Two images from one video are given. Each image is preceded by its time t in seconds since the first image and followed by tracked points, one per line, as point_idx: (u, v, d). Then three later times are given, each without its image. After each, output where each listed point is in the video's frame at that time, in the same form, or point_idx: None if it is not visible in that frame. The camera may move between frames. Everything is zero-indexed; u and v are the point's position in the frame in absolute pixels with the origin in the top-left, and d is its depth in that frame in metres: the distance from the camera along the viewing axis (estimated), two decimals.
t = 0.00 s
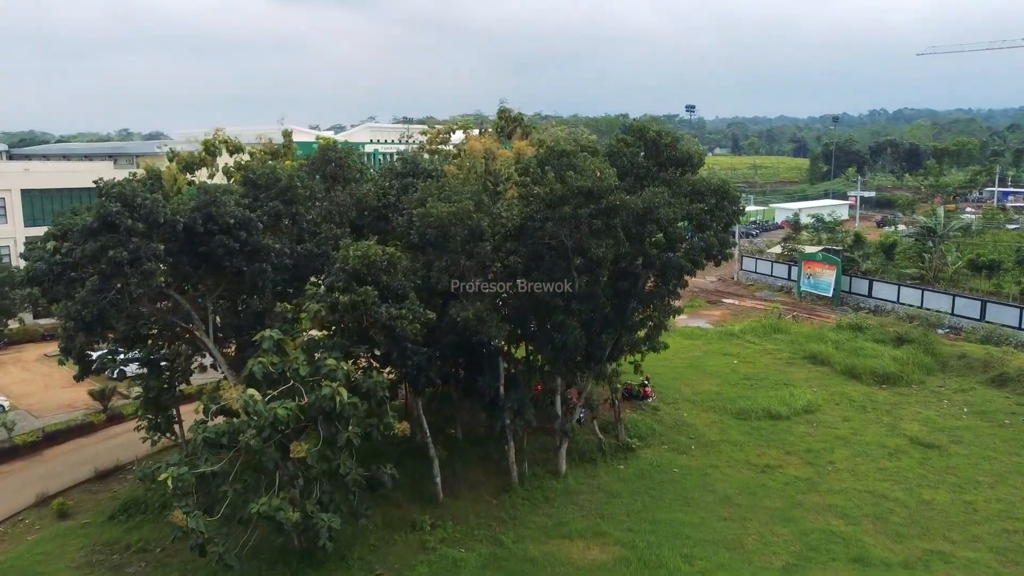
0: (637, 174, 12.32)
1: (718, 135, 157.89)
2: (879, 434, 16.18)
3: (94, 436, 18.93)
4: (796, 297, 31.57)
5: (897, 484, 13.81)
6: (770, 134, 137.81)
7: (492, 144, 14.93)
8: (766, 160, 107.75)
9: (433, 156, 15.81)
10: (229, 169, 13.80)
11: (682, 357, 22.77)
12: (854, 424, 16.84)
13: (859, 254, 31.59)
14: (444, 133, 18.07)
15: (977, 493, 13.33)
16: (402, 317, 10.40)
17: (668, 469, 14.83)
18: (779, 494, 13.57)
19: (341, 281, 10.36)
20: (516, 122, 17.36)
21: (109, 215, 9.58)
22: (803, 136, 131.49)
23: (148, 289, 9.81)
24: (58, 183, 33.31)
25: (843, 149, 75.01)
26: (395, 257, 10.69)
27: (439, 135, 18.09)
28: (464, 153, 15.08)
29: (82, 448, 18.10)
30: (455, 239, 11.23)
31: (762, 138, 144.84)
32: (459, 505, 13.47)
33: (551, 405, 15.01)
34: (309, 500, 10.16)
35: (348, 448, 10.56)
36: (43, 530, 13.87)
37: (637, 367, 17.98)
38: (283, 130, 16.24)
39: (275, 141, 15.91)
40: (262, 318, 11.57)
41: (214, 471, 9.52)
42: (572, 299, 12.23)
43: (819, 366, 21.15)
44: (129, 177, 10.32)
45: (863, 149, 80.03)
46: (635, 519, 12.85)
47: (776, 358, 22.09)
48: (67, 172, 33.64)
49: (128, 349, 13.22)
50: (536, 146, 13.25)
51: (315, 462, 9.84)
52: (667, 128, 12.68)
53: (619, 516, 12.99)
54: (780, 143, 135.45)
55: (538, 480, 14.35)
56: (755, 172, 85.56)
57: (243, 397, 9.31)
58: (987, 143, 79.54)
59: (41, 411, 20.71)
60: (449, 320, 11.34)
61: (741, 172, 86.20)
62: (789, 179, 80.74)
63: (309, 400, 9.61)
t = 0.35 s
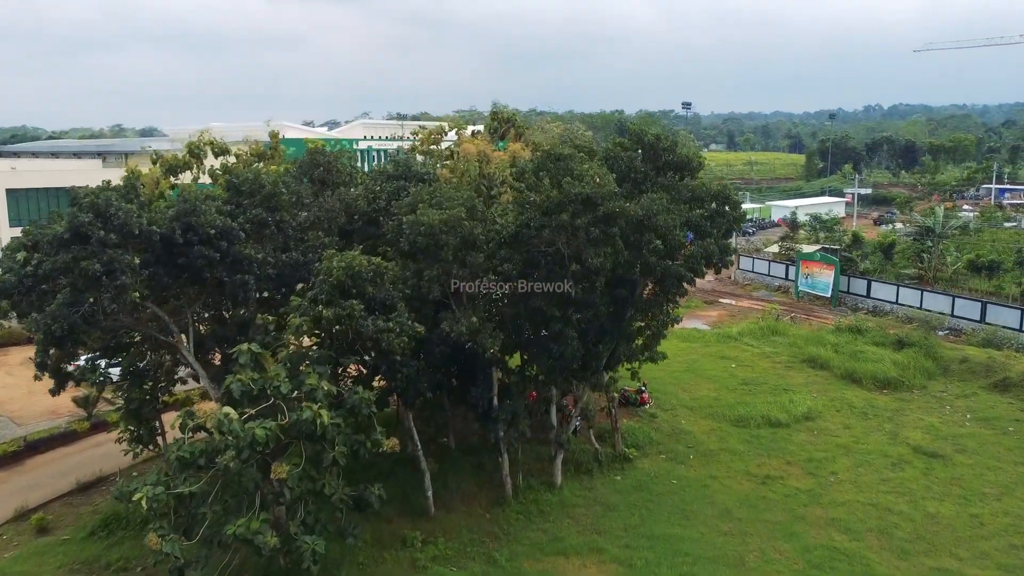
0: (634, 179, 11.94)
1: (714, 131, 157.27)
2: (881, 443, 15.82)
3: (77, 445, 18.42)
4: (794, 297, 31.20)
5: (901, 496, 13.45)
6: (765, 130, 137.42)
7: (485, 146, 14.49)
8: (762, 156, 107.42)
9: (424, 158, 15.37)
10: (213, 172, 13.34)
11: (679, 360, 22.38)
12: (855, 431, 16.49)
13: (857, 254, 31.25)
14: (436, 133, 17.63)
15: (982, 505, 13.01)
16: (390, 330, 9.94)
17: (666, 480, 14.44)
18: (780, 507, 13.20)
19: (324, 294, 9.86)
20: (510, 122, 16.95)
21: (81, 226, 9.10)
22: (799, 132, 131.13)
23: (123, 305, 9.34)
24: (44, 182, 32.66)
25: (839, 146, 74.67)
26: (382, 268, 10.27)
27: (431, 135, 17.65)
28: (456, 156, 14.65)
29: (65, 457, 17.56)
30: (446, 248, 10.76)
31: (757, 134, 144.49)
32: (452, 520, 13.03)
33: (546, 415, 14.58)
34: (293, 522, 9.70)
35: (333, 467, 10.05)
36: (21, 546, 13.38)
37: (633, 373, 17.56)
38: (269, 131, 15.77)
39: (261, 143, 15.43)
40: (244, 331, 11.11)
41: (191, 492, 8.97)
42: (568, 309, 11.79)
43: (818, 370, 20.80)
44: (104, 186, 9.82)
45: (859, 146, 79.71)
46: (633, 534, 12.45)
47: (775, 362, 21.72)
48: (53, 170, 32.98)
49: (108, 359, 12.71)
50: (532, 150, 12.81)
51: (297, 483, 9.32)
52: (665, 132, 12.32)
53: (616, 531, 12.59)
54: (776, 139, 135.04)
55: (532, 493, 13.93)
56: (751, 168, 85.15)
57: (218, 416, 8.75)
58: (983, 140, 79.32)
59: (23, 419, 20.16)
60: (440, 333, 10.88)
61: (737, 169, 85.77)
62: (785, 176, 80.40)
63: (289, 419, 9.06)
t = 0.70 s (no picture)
0: (636, 187, 11.50)
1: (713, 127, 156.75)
2: (888, 454, 15.40)
3: (63, 455, 17.97)
4: (796, 298, 30.76)
5: (911, 512, 13.03)
6: (765, 126, 136.79)
7: (481, 149, 14.03)
8: (762, 153, 106.91)
9: (418, 162, 14.94)
10: (200, 178, 12.89)
11: (680, 365, 21.95)
12: (861, 442, 16.07)
13: (860, 255, 30.80)
14: (431, 135, 17.17)
15: (994, 523, 12.60)
16: (380, 348, 9.54)
17: (668, 494, 14.03)
18: (785, 524, 12.79)
19: (309, 312, 9.45)
20: (507, 125, 16.50)
21: (53, 243, 8.64)
22: (798, 128, 130.53)
23: (99, 322, 8.88)
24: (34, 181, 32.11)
25: (841, 142, 74.10)
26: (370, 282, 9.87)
27: (426, 137, 17.19)
28: (452, 161, 14.23)
29: (51, 469, 17.10)
30: (439, 261, 10.30)
31: (757, 130, 143.83)
32: (446, 538, 12.61)
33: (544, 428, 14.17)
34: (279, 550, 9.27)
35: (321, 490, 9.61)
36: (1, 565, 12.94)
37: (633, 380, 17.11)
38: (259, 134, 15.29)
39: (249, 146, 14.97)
40: (229, 346, 10.69)
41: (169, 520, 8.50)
42: (567, 323, 11.36)
43: (822, 376, 20.37)
44: (79, 199, 9.36)
45: (860, 142, 79.10)
46: (633, 554, 12.05)
47: (778, 368, 21.29)
48: (42, 169, 32.39)
49: (90, 372, 12.22)
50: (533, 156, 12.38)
51: (281, 510, 8.89)
52: (669, 137, 11.86)
53: (616, 550, 12.18)
54: (775, 135, 134.37)
55: (530, 508, 13.52)
56: (751, 165, 84.56)
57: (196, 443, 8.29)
58: (985, 136, 78.73)
59: (9, 427, 19.66)
60: (434, 348, 10.48)
61: (738, 165, 85.18)
62: (786, 173, 79.85)
63: (271, 444, 8.69)
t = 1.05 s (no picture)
0: (639, 195, 11.07)
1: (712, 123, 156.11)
2: (895, 466, 15.00)
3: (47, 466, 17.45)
4: (797, 300, 30.32)
5: (920, 530, 12.62)
6: (765, 122, 136.24)
7: (476, 155, 13.61)
8: (761, 149, 106.34)
9: (411, 166, 14.51)
10: (184, 184, 12.45)
11: (680, 371, 21.53)
12: (866, 453, 15.66)
13: (862, 256, 30.37)
14: (426, 138, 16.76)
15: (1006, 542, 12.18)
16: (369, 368, 9.18)
17: (669, 510, 13.62)
18: (791, 543, 12.38)
19: (292, 330, 9.06)
20: (504, 128, 16.11)
21: (20, 261, 8.12)
22: (798, 124, 129.96)
23: (70, 343, 8.43)
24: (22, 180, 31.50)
25: (841, 139, 73.52)
26: (356, 298, 9.54)
27: (420, 140, 16.75)
28: (447, 167, 13.82)
29: (33, 480, 16.53)
30: (432, 275, 9.82)
31: (756, 126, 143.20)
32: (439, 558, 12.19)
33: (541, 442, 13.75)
34: None
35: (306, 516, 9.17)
36: None
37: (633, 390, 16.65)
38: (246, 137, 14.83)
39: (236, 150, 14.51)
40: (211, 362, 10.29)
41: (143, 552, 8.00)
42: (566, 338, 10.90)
43: (825, 383, 19.96)
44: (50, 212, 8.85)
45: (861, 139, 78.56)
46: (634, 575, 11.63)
47: (780, 374, 20.87)
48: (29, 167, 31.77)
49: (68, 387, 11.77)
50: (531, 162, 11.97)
51: (262, 539, 8.46)
52: (672, 143, 11.42)
53: (616, 571, 11.76)
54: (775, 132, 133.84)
55: (526, 525, 13.11)
56: (751, 162, 84.02)
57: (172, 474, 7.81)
58: (986, 134, 78.22)
59: None
60: (425, 366, 10.09)
61: (737, 162, 84.64)
62: (785, 170, 79.32)
63: (252, 472, 8.38)
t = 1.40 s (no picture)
0: (641, 205, 10.67)
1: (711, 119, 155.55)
2: (902, 480, 14.59)
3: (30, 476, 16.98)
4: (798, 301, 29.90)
5: (929, 549, 12.22)
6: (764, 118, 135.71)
7: (471, 160, 13.18)
8: (761, 146, 105.78)
9: (404, 171, 14.10)
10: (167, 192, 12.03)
11: (680, 376, 21.12)
12: (872, 466, 15.26)
13: (864, 258, 29.95)
14: (421, 141, 16.35)
15: (1018, 562, 11.78)
16: (356, 389, 8.77)
17: (669, 527, 13.20)
18: (795, 563, 11.98)
19: (273, 350, 8.61)
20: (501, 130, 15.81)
21: None
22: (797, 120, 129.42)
23: (38, 366, 7.99)
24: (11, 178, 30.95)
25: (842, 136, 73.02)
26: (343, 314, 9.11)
27: (415, 143, 16.31)
28: (441, 173, 13.42)
29: (12, 490, 16.01)
30: (424, 291, 9.38)
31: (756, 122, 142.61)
32: None
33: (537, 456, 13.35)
34: None
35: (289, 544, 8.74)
36: None
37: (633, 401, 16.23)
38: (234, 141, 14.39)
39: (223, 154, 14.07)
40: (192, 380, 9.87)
41: None
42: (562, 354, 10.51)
43: (829, 390, 19.55)
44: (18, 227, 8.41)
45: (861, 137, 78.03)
46: None
47: (782, 380, 20.47)
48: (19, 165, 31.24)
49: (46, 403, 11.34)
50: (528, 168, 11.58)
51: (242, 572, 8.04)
52: (676, 150, 10.98)
53: None
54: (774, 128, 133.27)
55: (521, 543, 12.70)
56: (751, 159, 83.53)
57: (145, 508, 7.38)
58: (987, 131, 77.72)
59: None
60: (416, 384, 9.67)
61: (737, 159, 84.13)
62: (785, 167, 78.83)
63: (232, 501, 7.98)
